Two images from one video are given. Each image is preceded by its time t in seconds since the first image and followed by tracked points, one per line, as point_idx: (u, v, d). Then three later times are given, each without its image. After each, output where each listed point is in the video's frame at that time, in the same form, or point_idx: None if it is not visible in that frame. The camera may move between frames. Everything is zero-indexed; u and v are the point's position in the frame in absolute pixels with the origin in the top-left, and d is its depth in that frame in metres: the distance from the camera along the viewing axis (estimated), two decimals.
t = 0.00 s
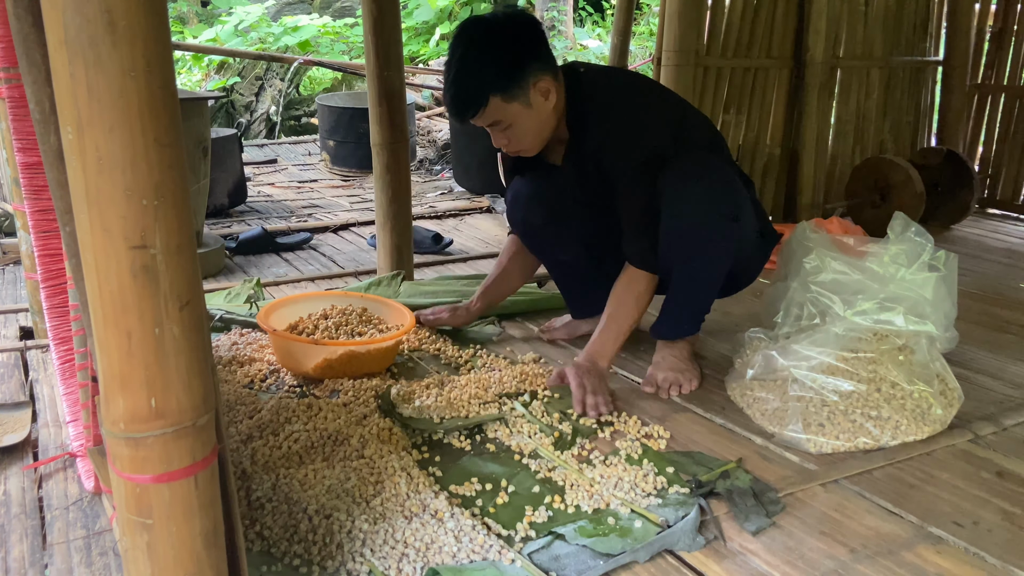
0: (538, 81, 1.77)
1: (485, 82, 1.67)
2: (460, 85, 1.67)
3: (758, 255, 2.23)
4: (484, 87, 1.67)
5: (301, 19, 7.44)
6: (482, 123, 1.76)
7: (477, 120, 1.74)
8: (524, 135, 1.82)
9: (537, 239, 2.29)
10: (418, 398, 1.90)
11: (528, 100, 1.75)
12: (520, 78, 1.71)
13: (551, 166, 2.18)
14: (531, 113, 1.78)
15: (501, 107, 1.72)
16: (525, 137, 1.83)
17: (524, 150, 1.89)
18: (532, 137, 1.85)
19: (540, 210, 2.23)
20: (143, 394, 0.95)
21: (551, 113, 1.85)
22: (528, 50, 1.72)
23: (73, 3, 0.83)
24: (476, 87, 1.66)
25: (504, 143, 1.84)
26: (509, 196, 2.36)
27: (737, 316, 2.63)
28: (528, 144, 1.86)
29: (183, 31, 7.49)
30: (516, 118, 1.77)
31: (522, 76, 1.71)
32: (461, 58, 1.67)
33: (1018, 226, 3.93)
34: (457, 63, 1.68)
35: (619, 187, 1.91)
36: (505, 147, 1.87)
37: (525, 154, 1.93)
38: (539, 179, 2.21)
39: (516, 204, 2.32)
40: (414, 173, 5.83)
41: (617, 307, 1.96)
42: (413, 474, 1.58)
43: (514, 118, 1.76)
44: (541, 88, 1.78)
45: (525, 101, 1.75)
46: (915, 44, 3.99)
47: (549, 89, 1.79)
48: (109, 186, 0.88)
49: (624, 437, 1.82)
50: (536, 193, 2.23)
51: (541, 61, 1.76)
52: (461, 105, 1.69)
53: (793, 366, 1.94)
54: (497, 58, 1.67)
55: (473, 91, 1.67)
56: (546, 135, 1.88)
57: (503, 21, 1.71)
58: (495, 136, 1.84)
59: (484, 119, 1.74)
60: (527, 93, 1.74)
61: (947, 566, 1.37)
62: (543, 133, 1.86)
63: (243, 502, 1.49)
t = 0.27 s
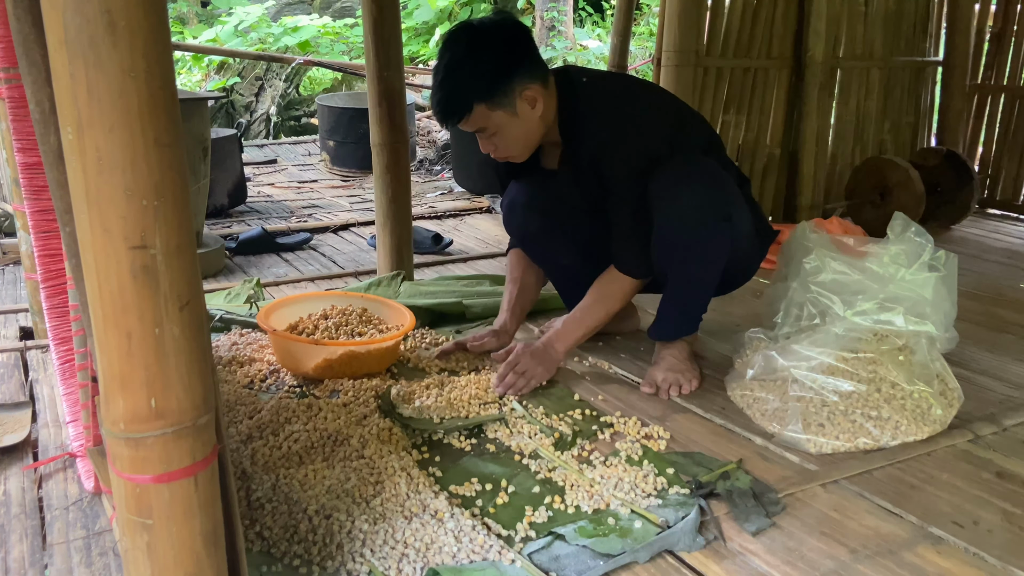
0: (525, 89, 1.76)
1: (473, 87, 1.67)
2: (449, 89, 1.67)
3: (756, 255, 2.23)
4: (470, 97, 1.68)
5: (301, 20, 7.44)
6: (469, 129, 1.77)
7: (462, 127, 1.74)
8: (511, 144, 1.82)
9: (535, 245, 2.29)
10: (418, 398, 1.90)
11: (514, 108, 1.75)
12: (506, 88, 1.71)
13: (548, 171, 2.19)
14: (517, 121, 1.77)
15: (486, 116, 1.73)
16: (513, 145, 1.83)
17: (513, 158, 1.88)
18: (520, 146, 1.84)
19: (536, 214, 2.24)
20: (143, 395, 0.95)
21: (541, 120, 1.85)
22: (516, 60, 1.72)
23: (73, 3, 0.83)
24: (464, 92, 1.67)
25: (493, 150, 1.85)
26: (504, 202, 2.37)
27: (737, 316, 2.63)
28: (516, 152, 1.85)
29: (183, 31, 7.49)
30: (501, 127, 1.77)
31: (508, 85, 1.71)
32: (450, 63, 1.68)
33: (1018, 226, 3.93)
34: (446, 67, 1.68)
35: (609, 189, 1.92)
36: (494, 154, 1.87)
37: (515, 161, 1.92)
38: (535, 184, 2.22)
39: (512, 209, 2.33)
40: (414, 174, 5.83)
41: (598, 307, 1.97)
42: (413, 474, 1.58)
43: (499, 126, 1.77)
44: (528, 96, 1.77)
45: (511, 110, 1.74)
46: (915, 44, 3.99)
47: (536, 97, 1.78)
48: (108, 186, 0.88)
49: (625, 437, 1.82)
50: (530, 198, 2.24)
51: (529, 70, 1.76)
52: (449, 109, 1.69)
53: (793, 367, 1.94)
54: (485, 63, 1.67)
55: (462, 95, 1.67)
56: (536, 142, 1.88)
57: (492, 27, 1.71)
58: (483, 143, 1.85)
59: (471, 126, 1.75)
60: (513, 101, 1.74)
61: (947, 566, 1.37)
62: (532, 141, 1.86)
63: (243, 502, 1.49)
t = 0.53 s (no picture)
0: (520, 88, 1.76)
1: (468, 88, 1.67)
2: (445, 87, 1.66)
3: (755, 254, 2.22)
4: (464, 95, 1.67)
5: (301, 19, 7.44)
6: (462, 127, 1.76)
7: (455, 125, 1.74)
8: (505, 143, 1.82)
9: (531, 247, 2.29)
10: (418, 398, 1.91)
11: (509, 107, 1.75)
12: (501, 86, 1.72)
13: (546, 173, 2.19)
14: (512, 120, 1.78)
15: (480, 113, 1.73)
16: (507, 144, 1.82)
17: (505, 157, 1.87)
18: (514, 146, 1.84)
19: (533, 215, 2.24)
20: (143, 395, 0.95)
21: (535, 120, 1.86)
22: (509, 60, 1.73)
23: (74, 3, 0.83)
24: (459, 92, 1.67)
25: (486, 149, 1.84)
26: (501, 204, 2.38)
27: (737, 316, 2.63)
28: (511, 152, 1.85)
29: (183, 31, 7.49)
30: (496, 124, 1.76)
31: (503, 84, 1.72)
32: (445, 63, 1.67)
33: (1018, 226, 3.93)
34: (440, 66, 1.68)
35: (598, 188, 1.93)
36: (487, 153, 1.86)
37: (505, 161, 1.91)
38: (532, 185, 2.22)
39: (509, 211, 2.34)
40: (414, 173, 5.83)
41: (584, 304, 1.98)
42: (413, 474, 1.58)
43: (494, 124, 1.77)
44: (523, 95, 1.78)
45: (506, 108, 1.75)
46: (915, 44, 3.99)
47: (531, 96, 1.79)
48: (108, 186, 0.88)
49: (624, 437, 1.82)
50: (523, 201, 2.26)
51: (523, 70, 1.77)
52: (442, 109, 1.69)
53: (793, 366, 1.94)
54: (481, 66, 1.68)
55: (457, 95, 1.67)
56: (529, 143, 1.88)
57: (488, 27, 1.71)
58: (477, 142, 1.84)
59: (465, 123, 1.75)
60: (508, 99, 1.74)
61: (947, 566, 1.37)
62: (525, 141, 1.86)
63: (243, 502, 1.49)
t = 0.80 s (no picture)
0: (528, 81, 1.78)
1: (476, 75, 1.67)
2: (455, 74, 1.67)
3: (753, 254, 2.22)
4: (475, 82, 1.67)
5: (301, 19, 7.44)
6: (468, 118, 1.75)
7: (461, 115, 1.73)
8: (509, 136, 1.80)
9: (532, 242, 2.31)
10: (418, 398, 1.91)
11: (518, 98, 1.76)
12: (511, 77, 1.72)
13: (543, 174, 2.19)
14: (518, 112, 1.78)
15: (490, 103, 1.72)
16: (511, 137, 1.81)
17: (505, 153, 1.86)
18: (517, 140, 1.83)
19: (532, 213, 2.24)
20: (143, 395, 0.95)
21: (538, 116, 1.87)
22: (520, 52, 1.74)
23: (73, 3, 0.83)
24: (466, 78, 1.66)
25: (488, 143, 1.82)
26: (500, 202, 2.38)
27: (737, 316, 2.63)
28: (512, 146, 1.84)
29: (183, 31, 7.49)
30: (504, 115, 1.75)
31: (513, 75, 1.73)
32: (454, 51, 1.68)
33: (1018, 226, 3.93)
34: (450, 55, 1.68)
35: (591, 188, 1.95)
36: (487, 149, 1.84)
37: (503, 159, 1.90)
38: (529, 184, 2.23)
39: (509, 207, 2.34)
40: (414, 173, 5.83)
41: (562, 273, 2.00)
42: (413, 474, 1.58)
43: (501, 115, 1.75)
44: (530, 89, 1.79)
45: (514, 99, 1.75)
46: (915, 44, 3.99)
47: (537, 91, 1.81)
48: (108, 186, 0.88)
49: (624, 437, 1.82)
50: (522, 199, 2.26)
51: (532, 64, 1.77)
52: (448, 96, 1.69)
53: (793, 366, 1.94)
54: (491, 55, 1.68)
55: (463, 82, 1.67)
56: (530, 140, 1.88)
57: (501, 19, 1.72)
58: (478, 136, 1.81)
59: (471, 112, 1.73)
60: (517, 90, 1.75)
61: (947, 566, 1.37)
62: (529, 137, 1.85)
63: (243, 502, 1.49)
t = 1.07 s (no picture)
0: (529, 73, 1.79)
1: (480, 64, 1.67)
2: (456, 60, 1.67)
3: (753, 256, 2.22)
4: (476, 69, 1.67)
5: (301, 19, 7.44)
6: (465, 106, 1.75)
7: (459, 102, 1.73)
8: (505, 127, 1.81)
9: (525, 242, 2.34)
10: (418, 398, 1.91)
11: (518, 89, 1.77)
12: (513, 68, 1.73)
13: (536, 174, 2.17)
14: (517, 103, 1.79)
15: (490, 91, 1.72)
16: (507, 129, 1.82)
17: (499, 145, 1.87)
18: (512, 132, 1.84)
19: (524, 216, 2.26)
20: (143, 395, 0.95)
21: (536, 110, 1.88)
22: (524, 42, 1.74)
23: (74, 3, 0.83)
24: (470, 66, 1.67)
25: (484, 133, 1.82)
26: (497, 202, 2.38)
27: (737, 316, 2.63)
28: (507, 139, 1.85)
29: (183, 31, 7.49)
30: (502, 106, 1.76)
31: (516, 66, 1.73)
32: (457, 36, 1.68)
33: (1018, 226, 3.93)
34: (453, 39, 1.68)
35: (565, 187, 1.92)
36: (482, 139, 1.85)
37: (496, 151, 1.91)
38: (522, 183, 2.22)
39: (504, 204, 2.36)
40: (415, 174, 5.83)
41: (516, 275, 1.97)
42: (413, 474, 1.58)
43: (499, 105, 1.76)
44: (531, 82, 1.80)
45: (514, 89, 1.76)
46: (915, 44, 3.99)
47: (537, 85, 1.82)
48: (108, 186, 0.88)
49: (624, 436, 1.82)
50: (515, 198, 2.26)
51: (534, 57, 1.78)
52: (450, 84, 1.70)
53: (793, 366, 1.94)
54: (495, 43, 1.69)
55: (467, 70, 1.67)
56: (525, 133, 1.89)
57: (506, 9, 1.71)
58: (474, 125, 1.81)
59: (470, 100, 1.73)
60: (517, 81, 1.76)
61: (947, 566, 1.37)
62: (525, 129, 1.87)
63: (243, 502, 1.49)
